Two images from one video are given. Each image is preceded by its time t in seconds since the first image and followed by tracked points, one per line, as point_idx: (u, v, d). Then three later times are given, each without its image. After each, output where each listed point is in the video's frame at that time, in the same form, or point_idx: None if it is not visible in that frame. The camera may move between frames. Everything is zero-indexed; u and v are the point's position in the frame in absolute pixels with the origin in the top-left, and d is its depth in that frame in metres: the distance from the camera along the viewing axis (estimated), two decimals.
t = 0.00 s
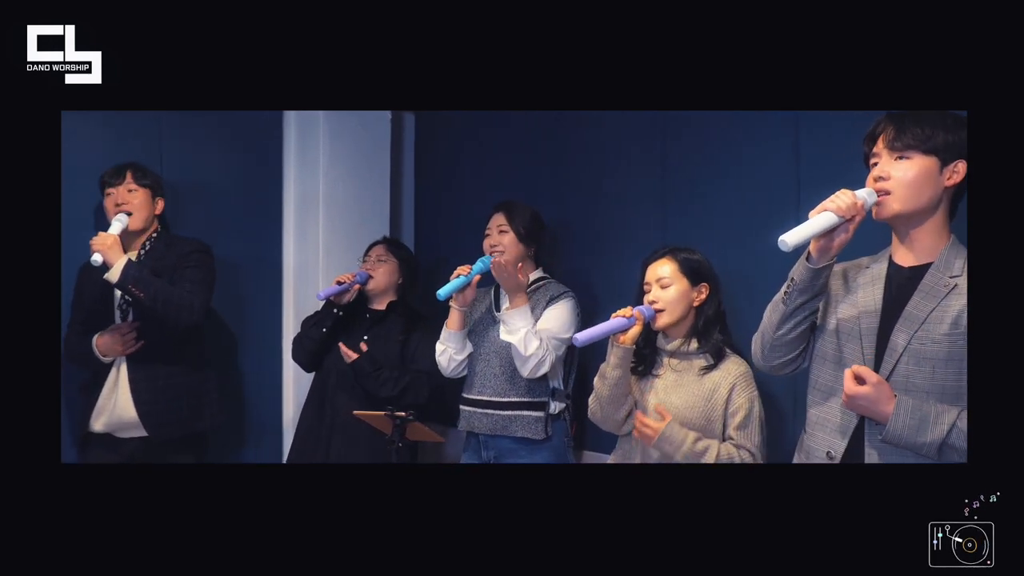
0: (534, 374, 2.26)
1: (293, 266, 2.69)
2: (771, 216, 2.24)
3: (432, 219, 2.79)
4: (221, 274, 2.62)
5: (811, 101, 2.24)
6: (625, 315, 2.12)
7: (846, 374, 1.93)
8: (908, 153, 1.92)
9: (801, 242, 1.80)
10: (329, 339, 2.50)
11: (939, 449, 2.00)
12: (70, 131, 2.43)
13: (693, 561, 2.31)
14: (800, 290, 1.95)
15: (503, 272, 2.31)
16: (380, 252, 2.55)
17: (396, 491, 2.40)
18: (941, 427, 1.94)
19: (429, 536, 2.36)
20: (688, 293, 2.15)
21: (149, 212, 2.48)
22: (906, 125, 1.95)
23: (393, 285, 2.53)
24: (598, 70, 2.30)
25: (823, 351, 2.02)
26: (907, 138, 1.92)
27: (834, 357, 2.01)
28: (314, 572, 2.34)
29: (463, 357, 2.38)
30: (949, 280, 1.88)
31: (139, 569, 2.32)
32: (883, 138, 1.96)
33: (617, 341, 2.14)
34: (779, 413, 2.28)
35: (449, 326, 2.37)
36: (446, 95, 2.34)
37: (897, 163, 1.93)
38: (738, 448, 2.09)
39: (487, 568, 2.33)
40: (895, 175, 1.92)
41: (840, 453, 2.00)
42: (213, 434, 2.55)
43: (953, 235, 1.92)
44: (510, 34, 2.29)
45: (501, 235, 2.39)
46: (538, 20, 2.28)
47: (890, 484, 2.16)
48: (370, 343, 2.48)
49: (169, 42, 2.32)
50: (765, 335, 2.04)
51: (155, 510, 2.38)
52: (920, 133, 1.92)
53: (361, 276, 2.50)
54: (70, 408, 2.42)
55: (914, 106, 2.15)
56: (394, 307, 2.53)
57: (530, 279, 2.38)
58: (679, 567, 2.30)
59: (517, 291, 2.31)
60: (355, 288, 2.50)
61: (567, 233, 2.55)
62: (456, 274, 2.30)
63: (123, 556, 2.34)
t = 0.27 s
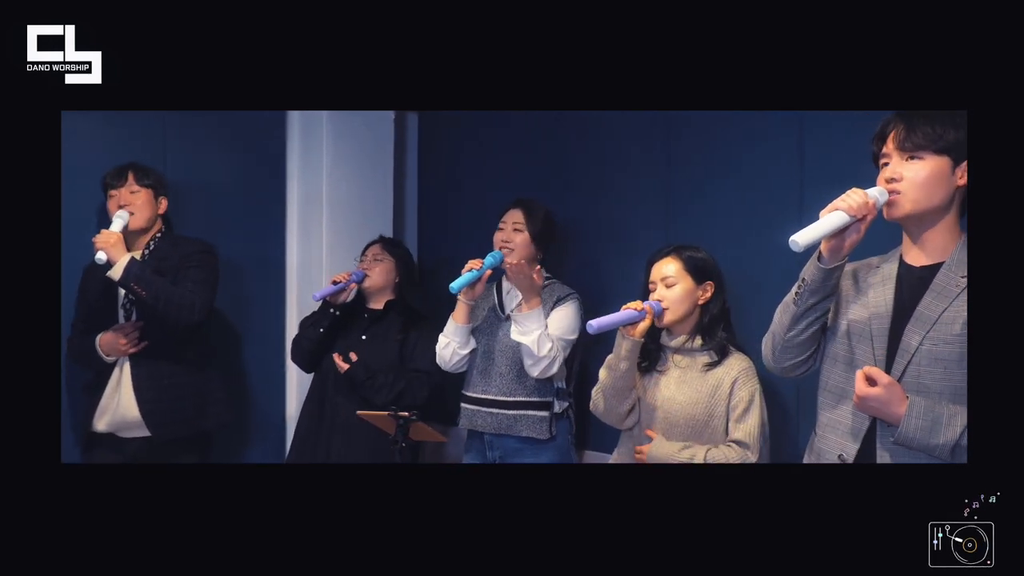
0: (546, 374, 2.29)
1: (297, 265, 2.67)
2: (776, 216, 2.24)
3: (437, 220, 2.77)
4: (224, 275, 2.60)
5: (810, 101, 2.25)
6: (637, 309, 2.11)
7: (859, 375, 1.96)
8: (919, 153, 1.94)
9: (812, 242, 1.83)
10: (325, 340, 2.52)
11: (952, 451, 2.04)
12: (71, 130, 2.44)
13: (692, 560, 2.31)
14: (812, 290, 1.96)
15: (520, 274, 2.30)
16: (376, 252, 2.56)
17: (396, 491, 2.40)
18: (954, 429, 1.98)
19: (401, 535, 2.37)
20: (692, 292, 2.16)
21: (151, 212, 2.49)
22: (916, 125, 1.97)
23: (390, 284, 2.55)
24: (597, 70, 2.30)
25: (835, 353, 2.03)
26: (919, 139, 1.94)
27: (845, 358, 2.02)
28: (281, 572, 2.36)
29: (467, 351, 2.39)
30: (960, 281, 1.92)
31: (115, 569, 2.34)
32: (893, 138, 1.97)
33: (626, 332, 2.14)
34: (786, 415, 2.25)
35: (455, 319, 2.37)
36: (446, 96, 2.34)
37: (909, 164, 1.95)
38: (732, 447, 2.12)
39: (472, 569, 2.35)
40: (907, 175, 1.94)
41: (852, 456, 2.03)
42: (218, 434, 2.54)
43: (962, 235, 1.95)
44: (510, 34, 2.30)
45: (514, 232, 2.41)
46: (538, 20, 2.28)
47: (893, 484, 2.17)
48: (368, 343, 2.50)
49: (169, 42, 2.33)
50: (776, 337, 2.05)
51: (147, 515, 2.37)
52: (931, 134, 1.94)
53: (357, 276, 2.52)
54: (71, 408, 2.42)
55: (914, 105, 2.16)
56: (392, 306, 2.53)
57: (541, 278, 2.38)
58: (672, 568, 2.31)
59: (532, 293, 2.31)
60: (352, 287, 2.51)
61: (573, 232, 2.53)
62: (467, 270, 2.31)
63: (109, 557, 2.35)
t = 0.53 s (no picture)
0: (553, 378, 2.29)
1: (299, 267, 2.66)
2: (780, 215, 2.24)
3: (443, 221, 2.79)
4: (234, 278, 2.61)
5: (807, 102, 2.25)
6: (642, 311, 2.13)
7: (879, 375, 1.98)
8: (933, 152, 1.98)
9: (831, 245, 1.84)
10: (325, 342, 2.49)
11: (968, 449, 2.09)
12: (70, 131, 2.43)
13: (690, 560, 2.31)
14: (829, 294, 1.97)
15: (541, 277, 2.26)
16: (374, 251, 2.52)
17: (395, 490, 2.40)
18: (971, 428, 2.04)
19: (404, 535, 2.37)
20: (699, 292, 2.15)
21: (162, 211, 2.49)
22: (927, 124, 2.01)
23: (387, 284, 2.51)
24: (597, 70, 2.30)
25: (850, 356, 2.04)
26: (931, 138, 1.98)
27: (860, 360, 2.03)
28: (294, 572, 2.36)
29: (472, 351, 2.38)
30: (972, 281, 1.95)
31: (119, 569, 2.34)
32: (907, 135, 2.00)
33: (631, 335, 2.16)
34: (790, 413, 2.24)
35: (462, 318, 2.36)
36: (445, 96, 2.34)
37: (922, 163, 1.99)
38: (739, 450, 2.11)
39: (471, 568, 2.35)
40: (921, 175, 1.98)
41: (869, 458, 2.03)
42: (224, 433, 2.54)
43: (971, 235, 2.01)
44: (511, 34, 2.30)
45: (529, 232, 2.39)
46: (538, 20, 2.28)
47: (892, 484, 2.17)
48: (366, 344, 2.47)
49: (170, 42, 2.32)
50: (792, 341, 2.06)
51: (142, 515, 2.38)
52: (942, 133, 1.99)
53: (353, 276, 2.47)
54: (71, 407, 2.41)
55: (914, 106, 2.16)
56: (389, 306, 2.51)
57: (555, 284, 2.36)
58: (671, 568, 2.31)
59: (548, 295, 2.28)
60: (349, 288, 2.47)
61: (578, 233, 2.51)
62: (479, 270, 2.31)
63: (108, 557, 2.35)
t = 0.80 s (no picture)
0: (563, 382, 2.30)
1: (303, 269, 2.69)
2: (780, 216, 2.24)
3: (445, 221, 2.82)
4: (246, 279, 2.65)
5: (809, 102, 2.25)
6: (642, 312, 2.13)
7: (897, 382, 1.95)
8: (948, 150, 1.99)
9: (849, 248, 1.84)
10: (319, 343, 2.48)
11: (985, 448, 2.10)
12: (69, 131, 2.42)
13: (691, 561, 2.31)
14: (846, 298, 1.96)
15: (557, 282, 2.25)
16: (369, 249, 2.51)
17: (395, 491, 2.40)
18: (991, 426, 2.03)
19: (403, 536, 2.36)
20: (703, 292, 2.15)
21: (180, 213, 2.47)
22: (942, 123, 2.03)
23: (382, 283, 2.49)
24: (598, 71, 2.30)
25: (869, 358, 2.02)
26: (945, 137, 2.00)
27: (878, 363, 2.01)
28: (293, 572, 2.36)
29: (479, 352, 2.38)
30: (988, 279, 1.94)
31: (114, 569, 2.34)
32: (921, 135, 2.02)
33: (634, 337, 2.15)
34: (796, 409, 2.23)
35: (472, 319, 2.36)
36: (446, 96, 2.34)
37: (938, 162, 2.00)
38: (749, 453, 2.11)
39: (472, 569, 2.34)
40: (937, 174, 1.99)
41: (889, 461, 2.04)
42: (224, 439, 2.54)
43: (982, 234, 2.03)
44: (510, 34, 2.29)
45: (539, 233, 2.38)
46: (538, 20, 2.28)
47: (892, 484, 2.18)
48: (361, 344, 2.45)
49: (170, 43, 2.32)
50: (810, 345, 2.05)
51: (148, 515, 2.37)
52: (954, 133, 2.02)
53: (347, 276, 2.47)
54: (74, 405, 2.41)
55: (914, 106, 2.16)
56: (384, 305, 2.48)
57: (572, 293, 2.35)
58: (672, 568, 2.31)
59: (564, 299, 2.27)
60: (343, 288, 2.47)
61: (585, 234, 2.52)
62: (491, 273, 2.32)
63: (110, 557, 2.35)
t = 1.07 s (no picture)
0: (571, 384, 2.30)
1: (307, 270, 2.69)
2: (785, 215, 2.24)
3: (449, 221, 2.82)
4: (259, 284, 2.64)
5: (809, 102, 2.25)
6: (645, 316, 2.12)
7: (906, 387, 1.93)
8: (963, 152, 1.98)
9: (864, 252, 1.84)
10: (315, 342, 2.45)
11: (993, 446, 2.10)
12: (70, 131, 2.40)
13: (691, 561, 2.30)
14: (861, 300, 1.95)
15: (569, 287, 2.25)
16: (361, 247, 2.48)
17: (395, 491, 2.39)
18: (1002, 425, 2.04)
19: (416, 536, 2.36)
20: (705, 295, 2.15)
21: (197, 217, 2.46)
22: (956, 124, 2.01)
23: (376, 280, 2.47)
24: (598, 71, 2.30)
25: (884, 359, 2.01)
26: (959, 138, 1.98)
27: (893, 364, 1.99)
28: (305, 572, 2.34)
29: (487, 353, 2.37)
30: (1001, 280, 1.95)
31: (133, 569, 2.33)
32: (938, 136, 1.98)
33: (635, 340, 2.15)
34: (799, 409, 2.27)
35: (479, 320, 2.35)
36: (446, 96, 2.33)
37: (953, 164, 1.98)
38: (754, 453, 2.10)
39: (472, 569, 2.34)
40: (953, 176, 1.97)
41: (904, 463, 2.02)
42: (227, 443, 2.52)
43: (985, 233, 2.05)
44: (511, 34, 2.29)
45: (546, 236, 2.37)
46: (539, 20, 2.28)
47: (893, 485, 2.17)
48: (355, 342, 2.43)
49: (170, 43, 2.32)
50: (823, 347, 2.04)
51: (151, 514, 2.37)
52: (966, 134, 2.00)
53: (342, 275, 2.43)
54: (76, 405, 2.41)
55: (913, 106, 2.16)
56: (378, 303, 2.46)
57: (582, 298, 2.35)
58: (674, 568, 2.30)
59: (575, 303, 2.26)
60: (338, 287, 2.43)
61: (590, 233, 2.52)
62: (501, 274, 2.32)
63: (117, 557, 2.34)
